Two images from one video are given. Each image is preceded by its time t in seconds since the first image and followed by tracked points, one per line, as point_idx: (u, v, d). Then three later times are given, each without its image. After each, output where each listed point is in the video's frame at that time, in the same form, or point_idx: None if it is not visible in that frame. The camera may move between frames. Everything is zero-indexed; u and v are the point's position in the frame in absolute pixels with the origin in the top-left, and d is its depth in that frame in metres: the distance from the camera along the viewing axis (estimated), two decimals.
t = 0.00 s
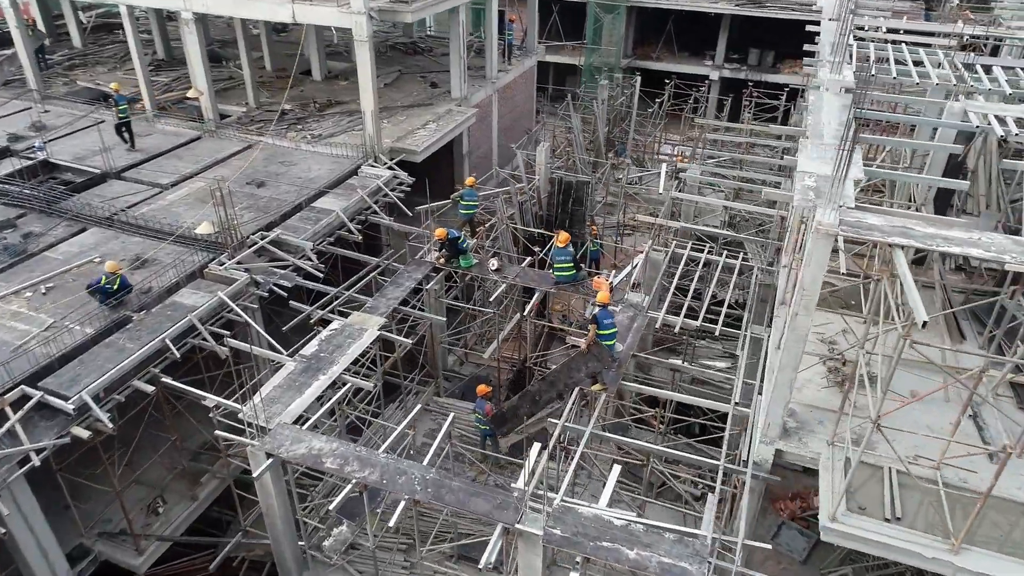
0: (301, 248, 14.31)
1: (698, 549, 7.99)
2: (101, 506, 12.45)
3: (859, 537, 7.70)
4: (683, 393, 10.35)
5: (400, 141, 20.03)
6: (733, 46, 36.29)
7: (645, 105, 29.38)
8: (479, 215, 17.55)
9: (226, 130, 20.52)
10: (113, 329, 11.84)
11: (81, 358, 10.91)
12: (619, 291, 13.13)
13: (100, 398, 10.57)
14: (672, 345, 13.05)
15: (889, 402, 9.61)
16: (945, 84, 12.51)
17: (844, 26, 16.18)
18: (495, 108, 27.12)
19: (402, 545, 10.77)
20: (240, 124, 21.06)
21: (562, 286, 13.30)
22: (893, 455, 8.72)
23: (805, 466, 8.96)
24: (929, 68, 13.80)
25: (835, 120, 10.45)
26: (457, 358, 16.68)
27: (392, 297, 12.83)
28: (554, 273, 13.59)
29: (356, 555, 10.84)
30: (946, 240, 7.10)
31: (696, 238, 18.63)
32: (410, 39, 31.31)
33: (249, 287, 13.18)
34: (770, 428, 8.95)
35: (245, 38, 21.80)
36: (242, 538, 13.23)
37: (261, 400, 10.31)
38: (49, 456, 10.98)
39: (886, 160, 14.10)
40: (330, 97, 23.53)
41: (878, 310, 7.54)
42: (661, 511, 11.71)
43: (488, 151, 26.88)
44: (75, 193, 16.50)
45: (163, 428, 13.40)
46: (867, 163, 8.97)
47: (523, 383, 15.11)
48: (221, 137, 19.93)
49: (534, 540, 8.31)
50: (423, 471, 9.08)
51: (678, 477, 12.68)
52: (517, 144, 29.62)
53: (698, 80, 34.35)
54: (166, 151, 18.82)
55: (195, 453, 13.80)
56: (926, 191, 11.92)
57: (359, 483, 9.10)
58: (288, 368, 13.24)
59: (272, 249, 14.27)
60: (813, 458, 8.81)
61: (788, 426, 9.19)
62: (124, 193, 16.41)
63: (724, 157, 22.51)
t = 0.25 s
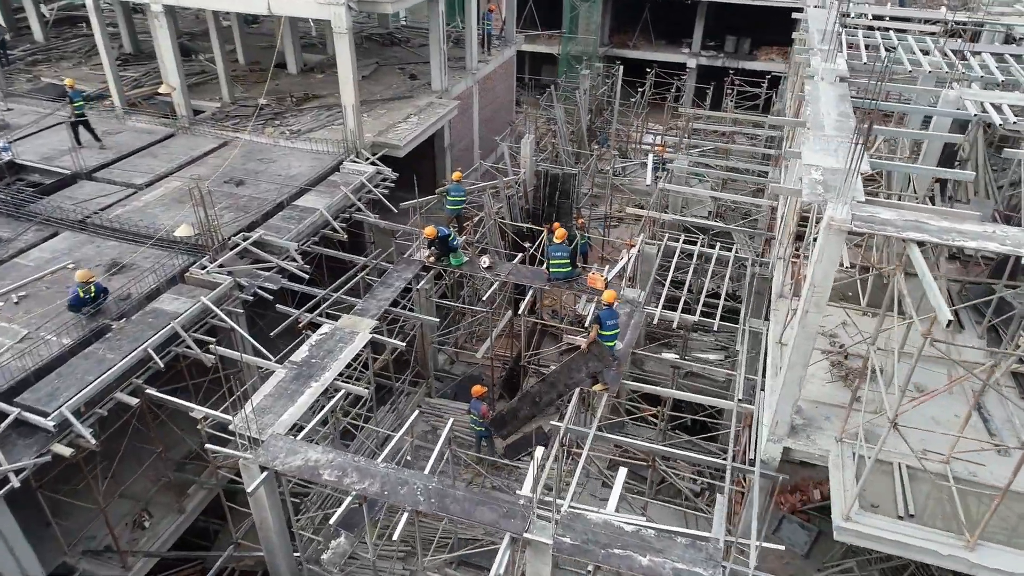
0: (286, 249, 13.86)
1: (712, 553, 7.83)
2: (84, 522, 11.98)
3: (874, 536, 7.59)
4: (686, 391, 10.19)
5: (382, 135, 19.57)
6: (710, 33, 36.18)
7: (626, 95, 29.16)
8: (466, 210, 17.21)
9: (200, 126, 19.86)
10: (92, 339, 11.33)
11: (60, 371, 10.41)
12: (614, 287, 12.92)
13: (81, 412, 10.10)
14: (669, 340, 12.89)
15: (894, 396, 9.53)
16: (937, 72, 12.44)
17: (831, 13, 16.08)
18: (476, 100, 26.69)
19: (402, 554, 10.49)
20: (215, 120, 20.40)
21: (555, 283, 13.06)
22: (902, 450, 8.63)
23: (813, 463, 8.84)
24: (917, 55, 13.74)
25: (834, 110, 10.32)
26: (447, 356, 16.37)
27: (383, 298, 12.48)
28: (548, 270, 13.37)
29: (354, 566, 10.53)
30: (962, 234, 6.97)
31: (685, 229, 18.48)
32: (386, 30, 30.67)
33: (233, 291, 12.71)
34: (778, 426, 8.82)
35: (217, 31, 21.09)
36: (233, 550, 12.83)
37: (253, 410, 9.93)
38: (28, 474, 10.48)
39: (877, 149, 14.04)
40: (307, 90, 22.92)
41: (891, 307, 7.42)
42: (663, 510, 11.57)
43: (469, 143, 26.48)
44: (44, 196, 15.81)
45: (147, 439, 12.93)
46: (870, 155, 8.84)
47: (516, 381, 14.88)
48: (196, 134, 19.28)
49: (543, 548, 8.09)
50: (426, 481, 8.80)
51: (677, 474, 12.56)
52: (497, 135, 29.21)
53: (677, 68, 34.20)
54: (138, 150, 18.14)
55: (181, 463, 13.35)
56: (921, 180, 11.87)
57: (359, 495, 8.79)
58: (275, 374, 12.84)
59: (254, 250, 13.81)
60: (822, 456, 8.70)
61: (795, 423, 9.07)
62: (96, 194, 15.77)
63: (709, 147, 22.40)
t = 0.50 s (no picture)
0: (272, 251, 13.50)
1: (722, 556, 7.72)
2: (68, 537, 11.59)
3: (883, 535, 7.53)
4: (687, 390, 10.07)
5: (365, 131, 19.17)
6: (689, 23, 36.08)
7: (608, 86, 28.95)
8: (453, 207, 16.93)
9: (176, 124, 19.28)
10: (72, 350, 10.90)
11: (40, 384, 9.99)
12: (609, 284, 12.76)
13: (64, 427, 9.71)
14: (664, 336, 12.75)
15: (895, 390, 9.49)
16: (928, 61, 12.40)
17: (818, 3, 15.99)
18: (457, 93, 26.30)
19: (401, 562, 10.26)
20: (191, 117, 19.82)
21: (549, 280, 12.86)
22: (906, 445, 8.58)
23: (818, 460, 8.77)
24: (906, 45, 13.70)
25: (831, 101, 10.24)
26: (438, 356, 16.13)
27: (374, 300, 12.19)
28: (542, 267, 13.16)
29: None
30: (972, 229, 6.88)
31: (673, 222, 18.37)
32: (364, 22, 30.10)
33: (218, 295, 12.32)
34: (784, 424, 8.73)
35: (191, 25, 20.46)
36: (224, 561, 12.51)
37: (244, 419, 9.61)
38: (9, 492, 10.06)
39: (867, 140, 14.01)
40: (285, 85, 22.39)
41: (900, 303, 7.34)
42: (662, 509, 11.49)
43: (451, 137, 26.10)
44: (15, 199, 15.21)
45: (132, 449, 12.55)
46: (872, 148, 8.75)
47: (510, 380, 14.70)
48: (172, 132, 18.71)
49: (551, 556, 7.92)
50: (427, 489, 8.58)
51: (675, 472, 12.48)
52: (479, 129, 28.86)
53: (657, 58, 34.06)
54: (112, 149, 17.55)
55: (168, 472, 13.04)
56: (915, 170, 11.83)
57: (359, 506, 8.54)
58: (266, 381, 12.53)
59: (239, 253, 13.41)
60: (827, 453, 8.62)
61: (800, 421, 8.98)
62: (70, 196, 15.21)
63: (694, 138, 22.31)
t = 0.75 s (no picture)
0: (255, 252, 13.10)
1: (732, 557, 7.63)
2: (51, 555, 11.14)
3: (892, 529, 7.48)
4: (687, 386, 9.96)
5: (344, 125, 18.70)
6: (665, 9, 35.89)
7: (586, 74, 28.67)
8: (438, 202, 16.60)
9: (147, 121, 18.63)
10: (49, 362, 10.45)
11: (16, 399, 9.54)
12: (602, 279, 12.58)
13: (44, 443, 9.30)
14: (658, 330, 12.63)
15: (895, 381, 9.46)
16: (917, 48, 12.34)
17: None
18: (435, 84, 25.85)
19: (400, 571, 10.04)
20: (163, 114, 19.18)
21: (541, 276, 12.65)
22: (910, 437, 8.55)
23: (822, 455, 8.71)
24: (892, 31, 13.64)
25: (825, 90, 10.13)
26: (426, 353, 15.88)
27: (362, 301, 11.86)
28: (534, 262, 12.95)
29: None
30: (981, 221, 6.80)
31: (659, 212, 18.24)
32: (336, 12, 29.42)
33: (200, 300, 11.91)
34: (788, 420, 8.65)
35: (159, 17, 19.74)
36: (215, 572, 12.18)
37: (235, 430, 9.28)
38: None
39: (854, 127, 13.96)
40: (259, 78, 21.77)
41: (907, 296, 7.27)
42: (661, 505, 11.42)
43: (431, 129, 25.67)
44: None
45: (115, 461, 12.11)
46: (871, 138, 8.65)
47: (501, 377, 14.53)
48: (143, 129, 18.08)
49: (559, 563, 7.75)
50: (428, 497, 8.35)
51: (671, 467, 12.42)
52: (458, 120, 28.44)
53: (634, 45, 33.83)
54: (81, 148, 16.90)
55: (152, 483, 12.58)
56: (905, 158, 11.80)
57: (358, 517, 8.28)
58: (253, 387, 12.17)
59: (219, 255, 12.98)
60: (832, 447, 8.57)
61: (803, 415, 8.91)
62: (39, 199, 14.60)
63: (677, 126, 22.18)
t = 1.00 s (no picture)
0: (239, 254, 12.75)
1: (740, 555, 7.57)
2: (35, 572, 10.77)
3: (898, 523, 7.46)
4: (686, 382, 9.88)
5: (324, 120, 18.27)
6: None
7: (565, 63, 28.37)
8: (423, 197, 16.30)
9: (119, 118, 18.04)
10: (27, 374, 10.05)
11: None
12: (595, 274, 12.44)
13: (26, 460, 8.93)
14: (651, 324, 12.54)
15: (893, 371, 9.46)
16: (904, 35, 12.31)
17: None
18: (414, 76, 25.41)
19: None
20: (135, 111, 18.58)
21: (532, 272, 12.47)
22: (911, 428, 8.54)
23: (824, 448, 8.69)
24: (879, 18, 13.60)
25: (818, 80, 10.05)
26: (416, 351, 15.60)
27: (351, 302, 11.58)
28: (525, 259, 12.76)
29: None
30: (986, 213, 6.74)
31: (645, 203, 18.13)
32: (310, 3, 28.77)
33: (183, 304, 11.54)
34: (790, 414, 8.60)
35: (128, 10, 19.07)
36: None
37: (226, 440, 8.99)
38: None
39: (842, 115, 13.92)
40: (234, 73, 21.19)
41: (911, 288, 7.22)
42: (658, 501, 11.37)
43: (410, 122, 25.27)
44: None
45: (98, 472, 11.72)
46: (869, 128, 8.58)
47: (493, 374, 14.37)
48: (115, 127, 17.49)
49: (565, 568, 7.63)
50: (430, 504, 8.15)
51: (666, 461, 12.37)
52: (437, 112, 28.03)
53: (612, 33, 33.62)
54: (50, 148, 16.29)
55: (138, 493, 12.22)
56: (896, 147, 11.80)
57: (358, 527, 8.06)
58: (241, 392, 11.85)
59: (201, 257, 12.60)
60: (834, 440, 8.55)
61: (804, 409, 8.88)
62: (9, 202, 14.05)
63: (660, 116, 22.04)
